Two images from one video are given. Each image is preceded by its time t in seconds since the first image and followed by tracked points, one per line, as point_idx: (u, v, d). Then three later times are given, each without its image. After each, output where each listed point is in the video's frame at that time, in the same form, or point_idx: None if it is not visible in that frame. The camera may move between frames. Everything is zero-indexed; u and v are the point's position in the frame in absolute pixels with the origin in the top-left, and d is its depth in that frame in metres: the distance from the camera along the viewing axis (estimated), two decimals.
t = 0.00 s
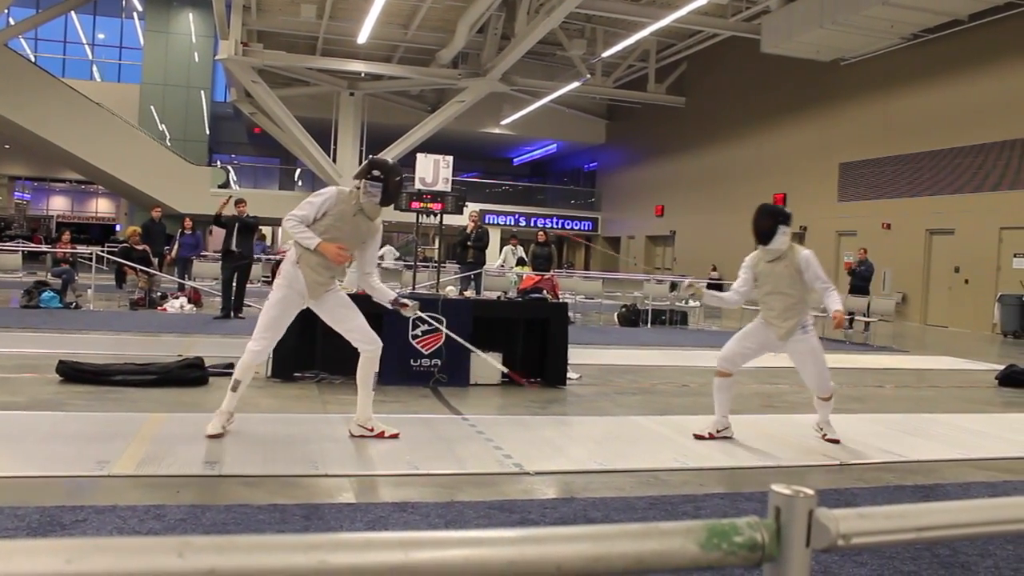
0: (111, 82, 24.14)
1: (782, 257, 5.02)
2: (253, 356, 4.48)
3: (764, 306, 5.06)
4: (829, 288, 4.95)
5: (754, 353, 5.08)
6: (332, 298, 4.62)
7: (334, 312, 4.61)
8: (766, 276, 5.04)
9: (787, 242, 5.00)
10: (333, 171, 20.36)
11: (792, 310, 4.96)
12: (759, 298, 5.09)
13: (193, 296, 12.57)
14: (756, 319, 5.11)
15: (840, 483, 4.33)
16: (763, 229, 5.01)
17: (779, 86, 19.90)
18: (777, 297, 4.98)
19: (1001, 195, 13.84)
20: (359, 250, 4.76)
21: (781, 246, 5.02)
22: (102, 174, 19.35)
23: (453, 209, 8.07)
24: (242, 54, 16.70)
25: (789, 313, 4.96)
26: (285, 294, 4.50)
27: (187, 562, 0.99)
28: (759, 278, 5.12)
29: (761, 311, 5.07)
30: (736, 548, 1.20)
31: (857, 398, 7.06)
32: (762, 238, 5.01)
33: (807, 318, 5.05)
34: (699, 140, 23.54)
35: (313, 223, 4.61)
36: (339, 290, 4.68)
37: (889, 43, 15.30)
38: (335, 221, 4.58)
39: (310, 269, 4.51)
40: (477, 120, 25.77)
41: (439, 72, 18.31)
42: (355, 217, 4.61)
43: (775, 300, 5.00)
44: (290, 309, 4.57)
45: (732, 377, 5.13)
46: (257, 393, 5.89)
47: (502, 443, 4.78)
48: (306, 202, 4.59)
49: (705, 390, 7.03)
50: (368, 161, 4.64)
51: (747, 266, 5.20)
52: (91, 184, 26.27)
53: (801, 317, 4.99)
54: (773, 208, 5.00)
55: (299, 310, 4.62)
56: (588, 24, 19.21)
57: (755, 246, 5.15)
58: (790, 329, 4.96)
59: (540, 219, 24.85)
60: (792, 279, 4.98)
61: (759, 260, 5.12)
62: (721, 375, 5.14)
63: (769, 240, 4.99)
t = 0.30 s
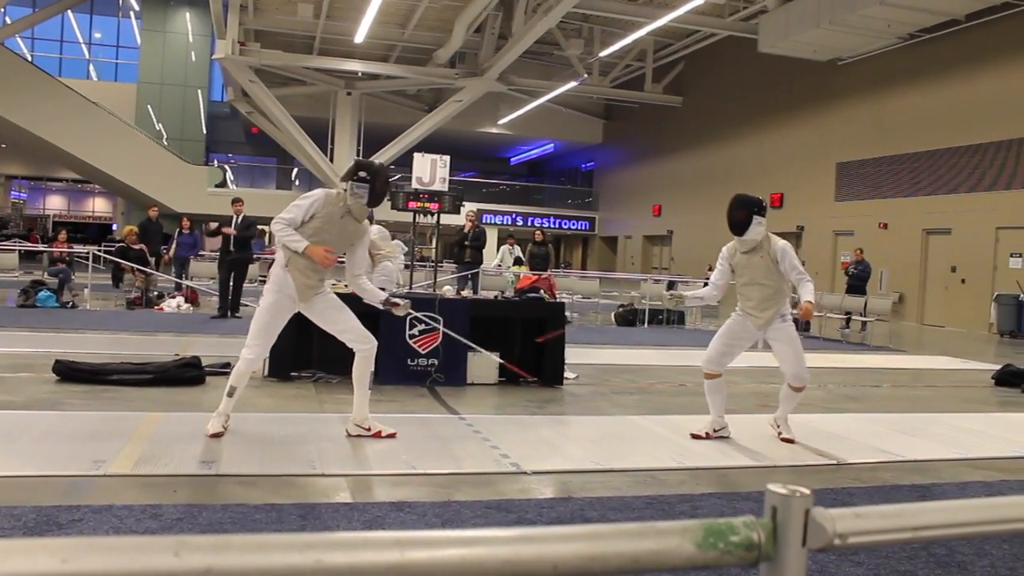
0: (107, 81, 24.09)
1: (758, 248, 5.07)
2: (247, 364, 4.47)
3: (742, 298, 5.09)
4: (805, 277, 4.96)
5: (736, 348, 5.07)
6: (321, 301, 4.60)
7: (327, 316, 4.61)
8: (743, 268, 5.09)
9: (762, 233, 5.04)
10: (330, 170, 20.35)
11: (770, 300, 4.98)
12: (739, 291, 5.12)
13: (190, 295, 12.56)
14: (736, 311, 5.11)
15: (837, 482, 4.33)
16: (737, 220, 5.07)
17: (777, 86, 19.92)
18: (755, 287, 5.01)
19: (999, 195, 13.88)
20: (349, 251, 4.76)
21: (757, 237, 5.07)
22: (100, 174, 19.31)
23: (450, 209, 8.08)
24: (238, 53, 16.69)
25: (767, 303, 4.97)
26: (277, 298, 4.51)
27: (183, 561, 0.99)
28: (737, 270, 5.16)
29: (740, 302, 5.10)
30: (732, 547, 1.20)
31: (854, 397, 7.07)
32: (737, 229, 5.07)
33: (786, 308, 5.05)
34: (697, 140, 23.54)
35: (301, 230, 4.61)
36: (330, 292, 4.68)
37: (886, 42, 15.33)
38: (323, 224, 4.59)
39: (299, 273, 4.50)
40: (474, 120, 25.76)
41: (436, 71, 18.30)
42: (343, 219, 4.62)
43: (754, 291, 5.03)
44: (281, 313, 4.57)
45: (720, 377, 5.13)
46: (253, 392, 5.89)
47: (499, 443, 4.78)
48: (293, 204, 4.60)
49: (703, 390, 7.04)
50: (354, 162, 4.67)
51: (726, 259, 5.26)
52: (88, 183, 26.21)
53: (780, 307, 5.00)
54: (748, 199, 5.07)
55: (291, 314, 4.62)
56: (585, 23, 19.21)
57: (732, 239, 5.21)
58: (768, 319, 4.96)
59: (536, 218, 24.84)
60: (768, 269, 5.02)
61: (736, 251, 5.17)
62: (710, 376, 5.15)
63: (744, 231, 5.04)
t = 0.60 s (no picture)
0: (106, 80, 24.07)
1: (746, 252, 5.01)
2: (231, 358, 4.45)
3: (729, 302, 5.07)
4: (790, 284, 4.86)
5: (718, 350, 5.07)
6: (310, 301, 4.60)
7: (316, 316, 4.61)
8: (730, 272, 5.06)
9: (750, 237, 4.99)
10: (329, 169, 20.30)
11: (756, 306, 4.95)
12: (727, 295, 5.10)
13: (189, 294, 12.56)
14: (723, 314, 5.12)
15: (837, 482, 4.34)
16: (727, 224, 5.03)
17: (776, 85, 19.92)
18: (742, 293, 4.98)
19: (997, 195, 13.88)
20: (340, 257, 4.76)
21: (746, 241, 5.02)
22: (99, 172, 19.30)
23: (449, 208, 8.08)
24: (237, 52, 16.68)
25: (753, 309, 4.95)
26: (267, 293, 4.52)
27: (182, 560, 0.99)
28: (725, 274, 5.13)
29: (727, 306, 5.08)
30: (731, 547, 1.21)
31: (853, 397, 7.08)
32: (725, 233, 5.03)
33: (772, 315, 5.03)
34: (696, 139, 23.55)
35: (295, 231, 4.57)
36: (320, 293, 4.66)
37: (885, 42, 15.33)
38: (319, 230, 4.57)
39: (288, 273, 4.49)
40: (473, 119, 25.75)
41: (435, 70, 18.29)
42: (339, 227, 4.59)
43: (741, 296, 5.01)
44: (270, 310, 4.57)
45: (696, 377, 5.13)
46: (252, 391, 5.90)
47: (497, 442, 4.79)
48: (291, 206, 4.56)
49: (702, 389, 7.05)
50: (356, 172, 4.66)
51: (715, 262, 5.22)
52: (87, 182, 26.22)
53: (765, 313, 4.97)
54: (737, 203, 5.00)
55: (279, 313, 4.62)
56: (584, 23, 19.21)
57: (722, 242, 5.16)
58: (754, 325, 4.95)
59: (535, 217, 24.83)
60: (755, 275, 4.97)
61: (725, 255, 5.13)
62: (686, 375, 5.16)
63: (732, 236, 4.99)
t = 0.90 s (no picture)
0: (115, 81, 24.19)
1: (773, 254, 5.02)
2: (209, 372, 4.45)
3: (756, 304, 5.06)
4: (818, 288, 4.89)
5: (747, 353, 5.04)
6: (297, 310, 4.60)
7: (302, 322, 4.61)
8: (757, 273, 5.06)
9: (777, 240, 5.00)
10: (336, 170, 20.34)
11: (783, 309, 4.94)
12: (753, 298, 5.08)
13: (199, 295, 12.61)
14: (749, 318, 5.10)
15: (848, 482, 4.33)
16: (753, 227, 5.03)
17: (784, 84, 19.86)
18: (769, 295, 4.97)
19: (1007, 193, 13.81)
20: (319, 262, 4.76)
21: (773, 243, 5.03)
22: (108, 173, 19.40)
23: (457, 207, 8.10)
24: (246, 53, 16.68)
25: (779, 312, 4.93)
26: (249, 309, 4.49)
27: (196, 558, 0.99)
28: (751, 277, 5.13)
29: (753, 309, 5.07)
30: (744, 546, 1.20)
31: (863, 396, 7.05)
32: (752, 236, 5.04)
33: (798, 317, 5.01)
34: (704, 138, 23.52)
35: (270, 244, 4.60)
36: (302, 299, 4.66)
37: (894, 40, 15.26)
38: (294, 236, 4.58)
39: (270, 284, 4.48)
40: (481, 119, 25.78)
41: (443, 70, 18.31)
42: (314, 230, 4.61)
43: (767, 298, 4.99)
44: (255, 323, 4.56)
45: (720, 379, 5.13)
46: (262, 391, 5.91)
47: (507, 441, 4.79)
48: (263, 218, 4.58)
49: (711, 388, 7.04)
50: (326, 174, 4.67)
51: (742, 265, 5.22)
52: (97, 184, 26.36)
53: (791, 316, 4.95)
54: (765, 205, 5.00)
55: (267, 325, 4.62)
56: (592, 23, 19.21)
57: (749, 245, 5.16)
58: (780, 328, 4.93)
59: (543, 217, 24.85)
60: (782, 277, 4.97)
61: (752, 258, 5.13)
62: (710, 377, 5.17)
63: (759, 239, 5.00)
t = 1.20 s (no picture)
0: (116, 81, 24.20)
1: (784, 241, 5.07)
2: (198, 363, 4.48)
3: (767, 292, 5.10)
4: (828, 274, 4.90)
5: (761, 341, 5.05)
6: (280, 299, 4.60)
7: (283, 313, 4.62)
8: (768, 260, 5.12)
9: (788, 226, 5.03)
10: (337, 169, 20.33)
11: (794, 295, 4.97)
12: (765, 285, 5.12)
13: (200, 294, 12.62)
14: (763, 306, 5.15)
15: (849, 480, 4.33)
16: (764, 214, 5.07)
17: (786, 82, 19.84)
18: (779, 282, 5.01)
19: (1008, 192, 13.80)
20: (303, 248, 4.75)
21: (784, 230, 5.06)
22: (110, 173, 19.42)
23: (458, 206, 8.09)
24: (247, 52, 16.66)
25: (788, 298, 4.97)
26: (233, 299, 4.49)
27: (198, 557, 1.00)
28: (765, 264, 5.17)
29: (765, 297, 5.11)
30: (745, 545, 1.20)
31: (864, 395, 7.04)
32: (764, 223, 5.08)
33: (810, 304, 5.02)
34: (706, 137, 23.50)
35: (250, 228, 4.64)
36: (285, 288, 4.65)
37: (896, 39, 15.24)
38: (273, 219, 4.58)
39: (249, 268, 4.49)
40: (482, 118, 25.78)
41: (444, 69, 18.30)
42: (295, 214, 4.60)
43: (777, 285, 5.03)
44: (240, 314, 4.56)
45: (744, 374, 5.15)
46: (263, 390, 5.91)
47: (509, 440, 4.79)
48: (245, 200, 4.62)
49: (712, 387, 7.04)
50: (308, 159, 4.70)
51: (755, 252, 5.28)
52: (98, 183, 26.39)
53: (803, 303, 4.98)
54: (777, 192, 5.04)
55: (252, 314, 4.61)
56: (593, 21, 19.18)
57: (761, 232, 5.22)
58: (791, 314, 4.96)
59: (545, 215, 24.84)
60: (792, 263, 5.01)
61: (763, 245, 5.18)
62: (732, 373, 5.18)
63: (770, 225, 5.05)
